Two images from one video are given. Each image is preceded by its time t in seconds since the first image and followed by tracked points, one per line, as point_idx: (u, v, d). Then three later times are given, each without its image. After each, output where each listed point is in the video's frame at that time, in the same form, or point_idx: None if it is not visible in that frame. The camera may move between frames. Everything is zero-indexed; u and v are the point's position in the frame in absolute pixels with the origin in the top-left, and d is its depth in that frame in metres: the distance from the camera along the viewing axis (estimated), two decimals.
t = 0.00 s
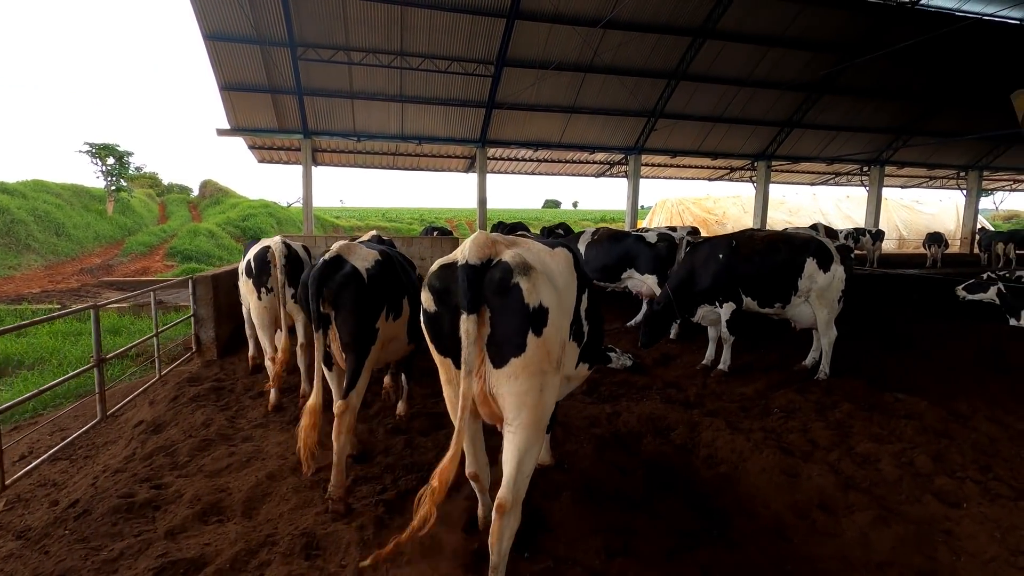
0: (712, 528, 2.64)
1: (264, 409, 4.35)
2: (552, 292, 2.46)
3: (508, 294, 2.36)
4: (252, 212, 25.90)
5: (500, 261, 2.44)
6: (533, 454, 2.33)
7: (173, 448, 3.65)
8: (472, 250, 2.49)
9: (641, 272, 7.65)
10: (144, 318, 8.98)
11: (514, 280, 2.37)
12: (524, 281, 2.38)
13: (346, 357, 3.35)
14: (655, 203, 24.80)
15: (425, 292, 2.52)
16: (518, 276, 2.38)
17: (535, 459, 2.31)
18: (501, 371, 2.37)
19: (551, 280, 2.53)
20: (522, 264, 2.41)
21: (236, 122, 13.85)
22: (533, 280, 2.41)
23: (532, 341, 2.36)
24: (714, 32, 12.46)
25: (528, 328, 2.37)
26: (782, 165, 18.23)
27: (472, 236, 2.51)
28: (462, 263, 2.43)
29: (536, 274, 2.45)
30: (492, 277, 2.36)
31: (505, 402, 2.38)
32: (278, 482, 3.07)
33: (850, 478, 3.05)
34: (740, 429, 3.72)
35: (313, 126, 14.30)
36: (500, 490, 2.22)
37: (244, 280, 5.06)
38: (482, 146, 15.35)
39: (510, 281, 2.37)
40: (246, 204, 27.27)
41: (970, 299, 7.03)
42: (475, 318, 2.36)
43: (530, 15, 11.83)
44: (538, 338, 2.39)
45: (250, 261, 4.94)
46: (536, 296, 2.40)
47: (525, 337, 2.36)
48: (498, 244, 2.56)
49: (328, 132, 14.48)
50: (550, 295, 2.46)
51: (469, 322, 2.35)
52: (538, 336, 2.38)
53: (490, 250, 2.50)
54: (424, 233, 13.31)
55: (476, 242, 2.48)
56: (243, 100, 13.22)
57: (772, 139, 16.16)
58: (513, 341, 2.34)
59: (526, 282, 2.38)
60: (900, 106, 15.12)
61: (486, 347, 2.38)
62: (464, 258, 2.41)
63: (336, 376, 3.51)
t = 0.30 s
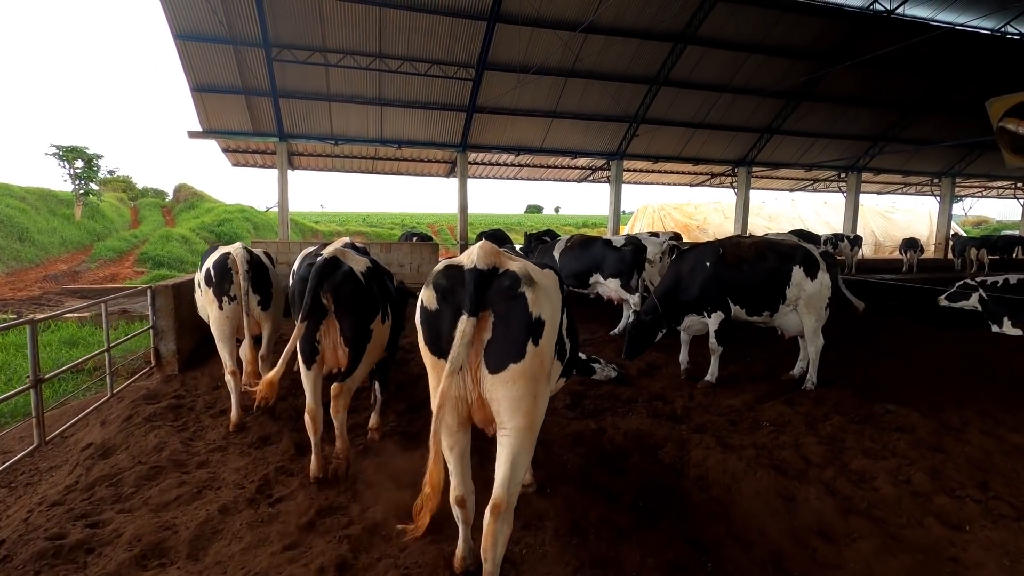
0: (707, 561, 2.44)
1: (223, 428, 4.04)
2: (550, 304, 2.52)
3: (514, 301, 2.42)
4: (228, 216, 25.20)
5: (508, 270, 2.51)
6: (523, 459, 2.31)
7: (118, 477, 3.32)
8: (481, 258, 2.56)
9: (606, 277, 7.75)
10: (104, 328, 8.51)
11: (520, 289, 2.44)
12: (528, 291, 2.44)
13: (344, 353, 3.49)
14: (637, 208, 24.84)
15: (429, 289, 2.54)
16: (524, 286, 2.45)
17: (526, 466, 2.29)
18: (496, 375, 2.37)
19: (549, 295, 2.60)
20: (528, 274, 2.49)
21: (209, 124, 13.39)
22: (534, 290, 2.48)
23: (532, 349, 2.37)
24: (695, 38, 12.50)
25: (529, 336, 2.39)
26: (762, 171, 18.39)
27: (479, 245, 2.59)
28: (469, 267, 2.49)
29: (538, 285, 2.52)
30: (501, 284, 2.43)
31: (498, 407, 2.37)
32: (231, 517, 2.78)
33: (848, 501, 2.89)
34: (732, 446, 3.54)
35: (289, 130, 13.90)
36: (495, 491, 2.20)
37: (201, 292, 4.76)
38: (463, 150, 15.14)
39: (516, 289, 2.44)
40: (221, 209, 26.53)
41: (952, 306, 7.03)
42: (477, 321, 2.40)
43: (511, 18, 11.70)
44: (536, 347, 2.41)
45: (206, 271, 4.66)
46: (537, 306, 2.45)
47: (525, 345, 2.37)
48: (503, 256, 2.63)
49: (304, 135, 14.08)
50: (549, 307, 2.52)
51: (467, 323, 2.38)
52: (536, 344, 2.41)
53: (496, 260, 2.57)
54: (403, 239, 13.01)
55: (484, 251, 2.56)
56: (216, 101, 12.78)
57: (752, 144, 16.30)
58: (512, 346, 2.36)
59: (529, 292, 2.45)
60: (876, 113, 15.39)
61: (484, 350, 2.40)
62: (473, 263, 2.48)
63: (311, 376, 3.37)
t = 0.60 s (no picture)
0: None
1: (182, 446, 3.74)
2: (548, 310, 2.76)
3: (522, 309, 2.58)
4: (203, 221, 24.53)
5: (516, 280, 2.65)
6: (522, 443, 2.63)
7: (63, 504, 2.98)
8: (488, 267, 2.65)
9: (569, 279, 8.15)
10: (64, 337, 8.08)
11: (529, 299, 2.62)
12: (535, 301, 2.65)
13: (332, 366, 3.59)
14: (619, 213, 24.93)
15: (440, 295, 2.56)
16: (531, 296, 2.64)
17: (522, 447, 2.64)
18: (510, 377, 2.57)
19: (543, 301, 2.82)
20: (532, 284, 2.67)
21: (180, 126, 12.98)
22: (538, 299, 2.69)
23: (539, 353, 2.62)
24: (675, 43, 12.58)
25: (534, 340, 2.61)
26: (741, 176, 18.60)
27: (488, 253, 2.69)
28: (482, 276, 2.57)
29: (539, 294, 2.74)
30: (513, 294, 2.57)
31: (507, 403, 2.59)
32: (184, 551, 2.52)
33: (838, 517, 2.79)
34: (720, 459, 3.42)
35: (265, 132, 13.55)
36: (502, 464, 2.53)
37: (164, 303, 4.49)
38: (444, 154, 14.95)
39: (526, 299, 2.61)
40: (196, 214, 25.82)
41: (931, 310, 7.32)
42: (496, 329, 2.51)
43: (491, 21, 11.60)
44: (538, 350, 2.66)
45: (168, 281, 4.40)
46: (542, 314, 2.68)
47: (534, 349, 2.61)
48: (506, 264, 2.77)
49: (280, 138, 13.74)
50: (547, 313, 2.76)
51: (488, 331, 2.48)
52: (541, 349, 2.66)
53: (505, 270, 2.70)
54: (382, 244, 12.74)
55: (494, 261, 2.67)
56: (187, 102, 12.39)
57: (732, 150, 16.47)
58: (525, 351, 2.57)
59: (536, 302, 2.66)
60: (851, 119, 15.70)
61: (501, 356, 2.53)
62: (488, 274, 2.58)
63: (295, 374, 3.27)
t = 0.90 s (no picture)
0: None
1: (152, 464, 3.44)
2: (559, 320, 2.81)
3: (538, 319, 2.62)
4: (186, 225, 23.95)
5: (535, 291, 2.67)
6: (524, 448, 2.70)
7: (11, 535, 2.65)
8: (509, 277, 2.64)
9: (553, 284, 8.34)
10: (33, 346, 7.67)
11: (547, 309, 2.65)
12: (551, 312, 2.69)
13: (329, 359, 3.62)
14: (609, 216, 24.85)
15: (462, 305, 2.53)
16: (548, 307, 2.67)
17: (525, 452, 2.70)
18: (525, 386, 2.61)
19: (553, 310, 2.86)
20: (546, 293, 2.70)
21: (160, 127, 12.58)
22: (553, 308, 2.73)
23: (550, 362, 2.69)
24: (665, 44, 12.50)
25: (546, 348, 2.66)
26: (731, 179, 18.61)
27: (509, 263, 2.69)
28: (503, 286, 2.57)
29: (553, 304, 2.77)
30: (532, 305, 2.59)
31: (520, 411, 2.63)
32: None
33: (860, 536, 2.59)
34: (729, 473, 3.21)
35: (248, 133, 13.20)
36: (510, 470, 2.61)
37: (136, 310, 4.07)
38: (432, 156, 14.70)
39: (544, 310, 2.64)
40: (179, 218, 25.21)
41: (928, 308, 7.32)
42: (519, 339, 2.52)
43: (480, 21, 11.42)
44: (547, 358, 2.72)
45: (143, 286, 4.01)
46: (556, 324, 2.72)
47: (547, 359, 2.66)
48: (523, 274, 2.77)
49: (264, 139, 13.39)
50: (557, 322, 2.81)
51: (511, 341, 2.49)
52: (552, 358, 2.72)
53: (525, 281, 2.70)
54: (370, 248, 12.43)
55: (515, 272, 2.67)
56: (168, 102, 12.01)
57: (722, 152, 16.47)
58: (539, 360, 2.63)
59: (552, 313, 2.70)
60: (840, 121, 15.77)
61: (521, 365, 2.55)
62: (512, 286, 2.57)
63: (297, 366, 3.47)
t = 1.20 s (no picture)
0: None
1: (138, 483, 3.26)
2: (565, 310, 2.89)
3: (539, 308, 2.73)
4: (185, 228, 23.77)
5: (533, 282, 2.77)
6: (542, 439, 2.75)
7: None
8: (508, 271, 2.76)
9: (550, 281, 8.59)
10: (25, 354, 7.48)
11: (545, 298, 2.75)
12: (552, 300, 2.77)
13: (341, 365, 3.56)
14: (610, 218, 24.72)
15: (464, 301, 2.69)
16: (547, 296, 2.77)
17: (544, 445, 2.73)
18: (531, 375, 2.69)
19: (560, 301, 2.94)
20: (548, 284, 2.80)
21: (157, 129, 12.42)
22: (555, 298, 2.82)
23: (557, 350, 2.75)
24: (668, 45, 12.37)
25: (552, 337, 2.73)
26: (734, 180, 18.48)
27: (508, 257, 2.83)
28: (501, 279, 2.70)
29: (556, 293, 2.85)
30: (530, 294, 2.71)
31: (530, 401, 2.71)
32: None
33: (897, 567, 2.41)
34: (749, 494, 3.04)
35: (246, 136, 13.05)
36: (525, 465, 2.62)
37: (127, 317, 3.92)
38: (432, 158, 14.54)
39: (542, 299, 2.74)
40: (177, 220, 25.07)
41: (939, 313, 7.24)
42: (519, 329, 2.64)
43: (481, 22, 11.27)
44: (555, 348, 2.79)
45: (134, 293, 3.84)
46: (559, 312, 2.79)
47: (552, 347, 2.73)
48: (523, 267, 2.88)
49: (262, 141, 13.23)
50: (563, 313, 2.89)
51: (511, 330, 2.61)
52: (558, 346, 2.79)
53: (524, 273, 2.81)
54: (369, 251, 12.28)
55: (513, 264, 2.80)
56: (164, 105, 11.84)
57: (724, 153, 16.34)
58: (543, 348, 2.71)
59: (553, 302, 2.78)
60: (843, 121, 15.65)
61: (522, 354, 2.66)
62: (509, 277, 2.69)
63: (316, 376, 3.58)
